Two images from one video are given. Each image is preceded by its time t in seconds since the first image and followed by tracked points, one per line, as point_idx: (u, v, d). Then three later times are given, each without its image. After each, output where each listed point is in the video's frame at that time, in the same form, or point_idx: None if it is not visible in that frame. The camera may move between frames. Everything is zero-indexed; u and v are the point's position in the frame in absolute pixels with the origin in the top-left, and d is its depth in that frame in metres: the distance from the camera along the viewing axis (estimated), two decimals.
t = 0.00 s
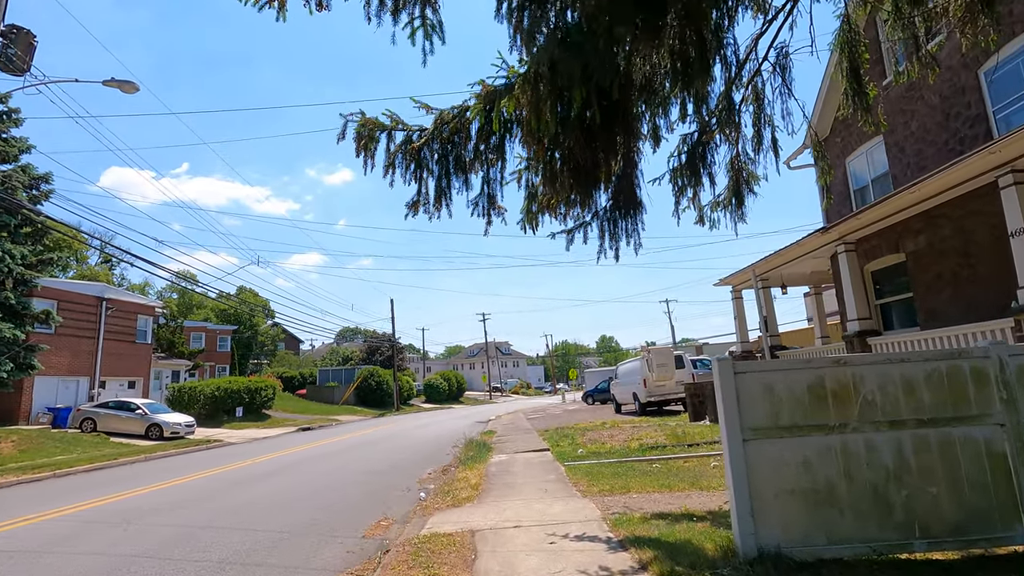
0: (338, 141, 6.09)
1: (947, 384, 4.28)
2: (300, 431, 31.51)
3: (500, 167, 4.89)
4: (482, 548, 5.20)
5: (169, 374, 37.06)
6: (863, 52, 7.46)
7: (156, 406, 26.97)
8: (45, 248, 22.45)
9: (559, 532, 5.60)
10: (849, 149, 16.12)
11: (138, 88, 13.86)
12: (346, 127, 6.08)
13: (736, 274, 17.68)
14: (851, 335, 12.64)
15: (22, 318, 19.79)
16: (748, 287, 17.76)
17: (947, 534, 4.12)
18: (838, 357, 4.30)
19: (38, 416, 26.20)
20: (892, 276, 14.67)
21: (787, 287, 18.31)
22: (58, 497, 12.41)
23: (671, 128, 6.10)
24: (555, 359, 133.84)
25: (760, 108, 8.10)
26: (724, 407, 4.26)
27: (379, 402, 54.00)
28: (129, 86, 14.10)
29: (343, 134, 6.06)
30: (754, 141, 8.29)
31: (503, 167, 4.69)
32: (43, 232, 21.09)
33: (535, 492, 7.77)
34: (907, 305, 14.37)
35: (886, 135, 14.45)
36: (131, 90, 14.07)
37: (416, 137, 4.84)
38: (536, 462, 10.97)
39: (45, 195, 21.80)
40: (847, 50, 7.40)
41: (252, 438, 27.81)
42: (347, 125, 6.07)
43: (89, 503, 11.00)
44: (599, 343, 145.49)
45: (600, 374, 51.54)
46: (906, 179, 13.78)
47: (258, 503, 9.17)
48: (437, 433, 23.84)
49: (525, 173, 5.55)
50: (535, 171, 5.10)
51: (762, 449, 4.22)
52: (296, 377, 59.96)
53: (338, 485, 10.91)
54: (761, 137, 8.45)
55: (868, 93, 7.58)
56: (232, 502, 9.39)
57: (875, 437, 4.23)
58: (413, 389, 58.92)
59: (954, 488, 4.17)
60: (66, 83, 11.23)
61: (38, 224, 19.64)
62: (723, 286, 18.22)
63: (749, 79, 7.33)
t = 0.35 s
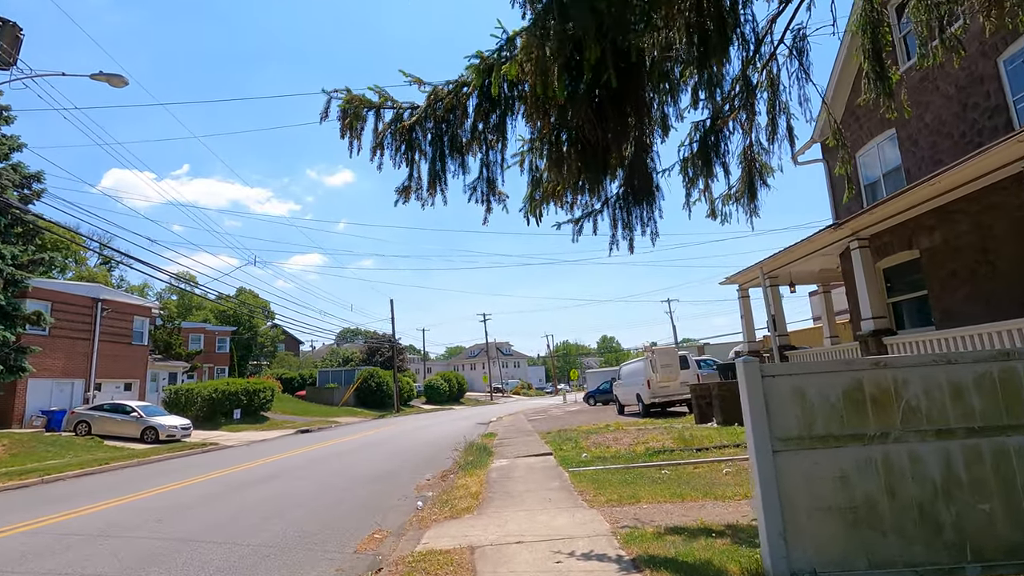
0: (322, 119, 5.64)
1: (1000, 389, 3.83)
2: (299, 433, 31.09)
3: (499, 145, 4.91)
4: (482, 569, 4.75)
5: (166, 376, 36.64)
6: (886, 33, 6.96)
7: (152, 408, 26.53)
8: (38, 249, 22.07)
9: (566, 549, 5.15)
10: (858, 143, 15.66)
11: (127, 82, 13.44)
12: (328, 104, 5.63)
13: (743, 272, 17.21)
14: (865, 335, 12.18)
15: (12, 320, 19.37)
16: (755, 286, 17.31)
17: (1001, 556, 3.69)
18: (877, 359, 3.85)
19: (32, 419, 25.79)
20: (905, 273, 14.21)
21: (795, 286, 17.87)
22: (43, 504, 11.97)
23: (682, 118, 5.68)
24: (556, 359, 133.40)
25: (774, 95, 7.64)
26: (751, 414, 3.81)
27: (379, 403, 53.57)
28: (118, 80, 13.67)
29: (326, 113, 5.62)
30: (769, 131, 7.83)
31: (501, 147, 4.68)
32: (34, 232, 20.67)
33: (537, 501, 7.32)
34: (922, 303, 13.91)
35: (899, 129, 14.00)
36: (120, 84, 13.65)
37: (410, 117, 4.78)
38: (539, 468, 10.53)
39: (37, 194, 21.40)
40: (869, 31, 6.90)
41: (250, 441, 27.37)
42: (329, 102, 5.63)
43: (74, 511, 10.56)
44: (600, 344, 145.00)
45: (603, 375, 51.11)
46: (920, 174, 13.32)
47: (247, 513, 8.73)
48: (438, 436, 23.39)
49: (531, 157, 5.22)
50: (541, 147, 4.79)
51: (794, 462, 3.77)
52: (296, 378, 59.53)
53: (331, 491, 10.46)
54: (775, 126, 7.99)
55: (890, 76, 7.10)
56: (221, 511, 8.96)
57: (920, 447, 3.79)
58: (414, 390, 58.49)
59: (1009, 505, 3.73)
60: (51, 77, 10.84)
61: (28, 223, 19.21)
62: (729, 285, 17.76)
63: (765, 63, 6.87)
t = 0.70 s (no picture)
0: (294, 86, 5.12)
1: None
2: (297, 435, 30.64)
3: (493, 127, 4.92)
4: None
5: (163, 377, 36.24)
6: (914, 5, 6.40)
7: (147, 409, 26.11)
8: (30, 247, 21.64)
9: (569, 563, 4.70)
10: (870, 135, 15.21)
11: (115, 72, 13.01)
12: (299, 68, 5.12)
13: (751, 270, 16.74)
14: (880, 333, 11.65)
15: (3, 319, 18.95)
16: (763, 284, 16.85)
17: None
18: (922, 353, 3.41)
19: (25, 420, 25.39)
20: (920, 269, 13.74)
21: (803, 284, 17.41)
22: (26, 508, 11.53)
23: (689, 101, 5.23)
24: (558, 361, 132.89)
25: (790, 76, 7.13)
26: (779, 417, 3.34)
27: (379, 405, 53.12)
28: (106, 70, 13.24)
29: (298, 79, 5.13)
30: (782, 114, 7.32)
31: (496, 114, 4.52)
32: (26, 229, 20.26)
33: (538, 509, 6.86)
34: (938, 300, 13.44)
35: (913, 120, 13.56)
36: (108, 74, 13.21)
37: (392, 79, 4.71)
38: (540, 472, 10.07)
39: (29, 192, 21.00)
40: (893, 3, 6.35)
41: (247, 443, 26.94)
42: (301, 66, 5.12)
43: (55, 516, 10.12)
44: (602, 345, 144.50)
45: (605, 376, 50.57)
46: (935, 166, 12.87)
47: (233, 520, 8.29)
48: (437, 437, 22.95)
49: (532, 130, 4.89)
50: (541, 115, 4.43)
51: (827, 471, 3.32)
52: (296, 379, 59.15)
53: (323, 496, 10.01)
54: (790, 109, 7.51)
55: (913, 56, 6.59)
56: (205, 517, 8.51)
57: (970, 451, 3.37)
58: (415, 391, 58.03)
59: None
60: (33, 65, 10.43)
61: (19, 220, 18.79)
62: (735, 283, 17.30)
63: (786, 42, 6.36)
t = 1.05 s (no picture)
0: (258, 49, 4.74)
1: None
2: (292, 437, 30.20)
3: (482, 98, 4.69)
4: None
5: (157, 378, 35.80)
6: None
7: (139, 411, 25.69)
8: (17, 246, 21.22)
9: None
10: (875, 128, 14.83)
11: (98, 63, 12.60)
12: (266, 29, 4.77)
13: (754, 268, 16.35)
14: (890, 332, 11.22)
15: None
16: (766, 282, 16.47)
17: None
18: (969, 350, 3.01)
19: (14, 422, 24.95)
20: (929, 266, 13.35)
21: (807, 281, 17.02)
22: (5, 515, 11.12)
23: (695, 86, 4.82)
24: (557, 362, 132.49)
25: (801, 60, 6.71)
26: (807, 422, 2.95)
27: (376, 406, 52.68)
28: (89, 62, 12.82)
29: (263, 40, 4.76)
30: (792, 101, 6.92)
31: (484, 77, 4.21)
32: (12, 227, 19.83)
33: (535, 518, 6.44)
34: (947, 298, 13.06)
35: (921, 112, 13.16)
36: (92, 66, 12.81)
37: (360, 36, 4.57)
38: (538, 476, 9.68)
39: (16, 190, 20.59)
40: None
41: (240, 445, 26.51)
42: (267, 26, 4.72)
43: (34, 523, 9.65)
44: (601, 345, 144.13)
45: (604, 377, 50.13)
46: (944, 160, 12.50)
47: (214, 530, 7.87)
48: (434, 439, 22.55)
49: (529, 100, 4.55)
50: (537, 80, 4.06)
51: (862, 484, 2.94)
52: (293, 380, 58.68)
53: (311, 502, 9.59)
54: (799, 96, 7.11)
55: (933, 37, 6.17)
56: (185, 525, 8.10)
57: None
58: (412, 392, 57.58)
59: None
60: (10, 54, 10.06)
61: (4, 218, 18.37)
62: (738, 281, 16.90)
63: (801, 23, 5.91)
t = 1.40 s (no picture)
0: None
1: None
2: (291, 438, 29.73)
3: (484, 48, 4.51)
4: None
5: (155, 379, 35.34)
6: None
7: (135, 413, 25.23)
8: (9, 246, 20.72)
9: None
10: (891, 118, 14.32)
11: (85, 53, 12.07)
12: None
13: (764, 264, 15.85)
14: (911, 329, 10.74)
15: None
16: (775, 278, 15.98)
17: None
18: None
19: (8, 424, 24.51)
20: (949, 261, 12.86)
21: (819, 278, 16.53)
22: None
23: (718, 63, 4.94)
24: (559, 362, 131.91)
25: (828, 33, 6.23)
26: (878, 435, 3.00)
27: (377, 406, 52.20)
28: (77, 51, 12.30)
29: None
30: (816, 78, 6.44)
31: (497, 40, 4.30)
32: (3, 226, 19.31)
33: (541, 529, 5.95)
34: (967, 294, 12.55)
35: (941, 101, 12.63)
36: (79, 55, 12.29)
37: None
38: (542, 481, 9.20)
39: (8, 187, 20.08)
40: None
41: (238, 447, 26.05)
42: None
43: (23, 530, 9.18)
44: (602, 345, 143.70)
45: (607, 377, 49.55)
46: (965, 150, 12.01)
47: (199, 542, 7.40)
48: (435, 441, 22.07)
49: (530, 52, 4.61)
50: (547, 32, 4.14)
51: (940, 498, 3.00)
52: (293, 381, 58.20)
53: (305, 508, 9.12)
54: (824, 75, 6.66)
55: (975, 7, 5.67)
56: (170, 537, 7.63)
57: None
58: (413, 392, 57.09)
59: None
60: None
61: None
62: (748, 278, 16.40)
63: None
